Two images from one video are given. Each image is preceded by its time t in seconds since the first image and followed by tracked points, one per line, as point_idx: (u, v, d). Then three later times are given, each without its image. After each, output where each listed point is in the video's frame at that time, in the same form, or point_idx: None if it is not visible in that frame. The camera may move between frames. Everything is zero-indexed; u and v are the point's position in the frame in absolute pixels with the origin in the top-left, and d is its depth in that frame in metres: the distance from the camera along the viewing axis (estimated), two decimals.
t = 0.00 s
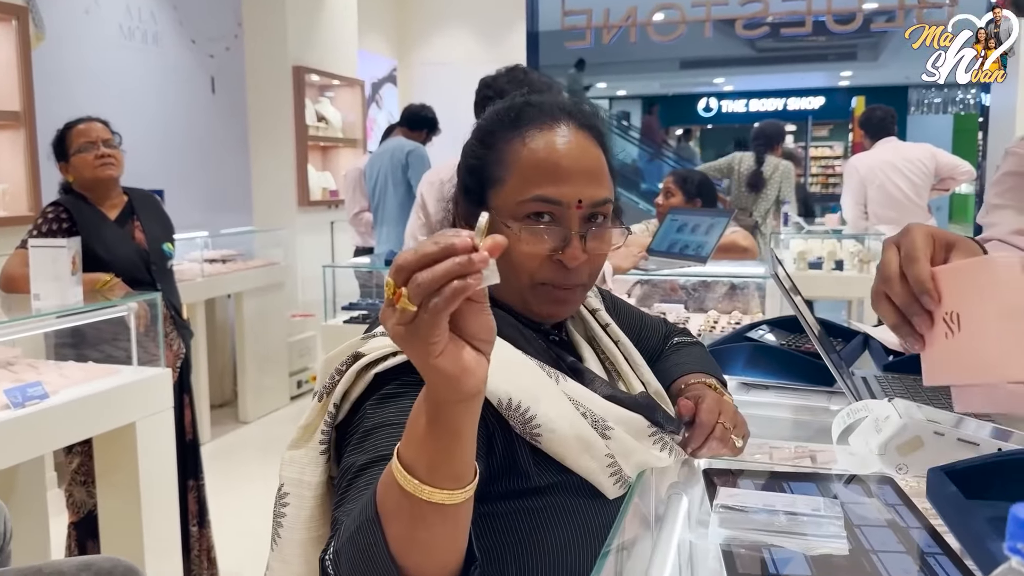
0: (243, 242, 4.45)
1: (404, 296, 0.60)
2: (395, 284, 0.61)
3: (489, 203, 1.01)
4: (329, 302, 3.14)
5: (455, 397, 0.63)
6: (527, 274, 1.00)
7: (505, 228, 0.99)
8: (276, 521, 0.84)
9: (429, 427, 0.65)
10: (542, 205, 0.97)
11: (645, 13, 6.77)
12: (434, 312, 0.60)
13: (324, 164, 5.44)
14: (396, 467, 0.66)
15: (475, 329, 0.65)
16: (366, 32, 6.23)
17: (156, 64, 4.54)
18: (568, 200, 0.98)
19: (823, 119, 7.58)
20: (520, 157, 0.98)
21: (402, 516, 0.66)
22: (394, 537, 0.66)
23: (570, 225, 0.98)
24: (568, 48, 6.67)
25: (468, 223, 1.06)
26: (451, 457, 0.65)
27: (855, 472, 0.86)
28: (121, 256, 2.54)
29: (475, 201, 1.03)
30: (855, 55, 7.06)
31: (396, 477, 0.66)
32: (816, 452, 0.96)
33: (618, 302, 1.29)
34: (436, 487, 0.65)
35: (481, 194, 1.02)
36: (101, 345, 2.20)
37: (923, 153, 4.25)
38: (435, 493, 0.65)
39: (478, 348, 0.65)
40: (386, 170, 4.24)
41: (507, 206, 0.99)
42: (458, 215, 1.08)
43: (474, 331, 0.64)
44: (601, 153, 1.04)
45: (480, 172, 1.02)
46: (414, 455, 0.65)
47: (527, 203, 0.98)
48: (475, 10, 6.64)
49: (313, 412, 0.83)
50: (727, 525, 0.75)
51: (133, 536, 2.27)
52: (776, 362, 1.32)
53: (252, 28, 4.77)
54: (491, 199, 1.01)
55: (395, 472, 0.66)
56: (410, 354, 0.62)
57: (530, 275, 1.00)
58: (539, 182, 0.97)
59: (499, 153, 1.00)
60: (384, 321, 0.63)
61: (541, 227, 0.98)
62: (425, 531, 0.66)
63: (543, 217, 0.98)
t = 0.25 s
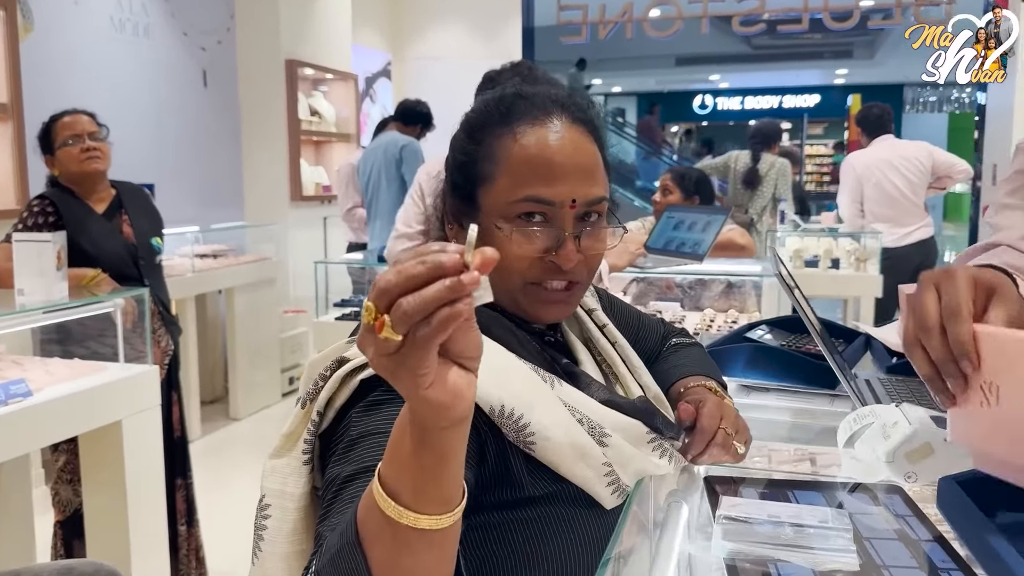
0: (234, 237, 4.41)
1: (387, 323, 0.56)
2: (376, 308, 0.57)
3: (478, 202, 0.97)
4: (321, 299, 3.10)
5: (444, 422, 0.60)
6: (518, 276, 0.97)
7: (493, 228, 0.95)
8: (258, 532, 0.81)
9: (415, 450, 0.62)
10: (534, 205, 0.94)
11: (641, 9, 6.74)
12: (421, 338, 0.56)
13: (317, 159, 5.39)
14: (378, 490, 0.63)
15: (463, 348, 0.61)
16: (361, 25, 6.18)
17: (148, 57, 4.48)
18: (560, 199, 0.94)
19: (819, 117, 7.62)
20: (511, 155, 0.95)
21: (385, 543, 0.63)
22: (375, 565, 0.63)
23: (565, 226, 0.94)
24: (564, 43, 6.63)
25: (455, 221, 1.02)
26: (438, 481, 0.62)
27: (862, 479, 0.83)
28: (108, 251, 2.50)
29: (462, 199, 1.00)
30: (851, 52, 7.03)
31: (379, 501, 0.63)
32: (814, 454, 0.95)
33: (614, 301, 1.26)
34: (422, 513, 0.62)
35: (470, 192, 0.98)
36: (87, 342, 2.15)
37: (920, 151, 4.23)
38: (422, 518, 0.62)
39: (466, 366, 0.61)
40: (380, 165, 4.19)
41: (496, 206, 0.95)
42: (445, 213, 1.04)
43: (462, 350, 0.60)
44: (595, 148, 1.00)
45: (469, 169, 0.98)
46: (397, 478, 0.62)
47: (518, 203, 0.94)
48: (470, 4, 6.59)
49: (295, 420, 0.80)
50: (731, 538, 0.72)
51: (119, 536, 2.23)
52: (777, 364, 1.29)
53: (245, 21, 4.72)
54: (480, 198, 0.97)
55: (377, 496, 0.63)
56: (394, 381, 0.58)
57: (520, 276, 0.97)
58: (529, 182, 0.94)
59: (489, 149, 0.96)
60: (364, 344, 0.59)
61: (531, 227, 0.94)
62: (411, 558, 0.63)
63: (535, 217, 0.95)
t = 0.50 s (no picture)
0: (225, 233, 4.36)
1: (382, 329, 0.53)
2: (368, 313, 0.54)
3: (472, 202, 0.94)
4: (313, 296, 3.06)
5: (443, 432, 0.57)
6: (519, 276, 0.95)
7: (489, 229, 0.93)
8: (245, 545, 0.77)
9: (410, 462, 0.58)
10: (532, 202, 0.91)
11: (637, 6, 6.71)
12: (420, 342, 0.53)
13: (309, 155, 5.35)
14: (369, 503, 0.60)
15: (462, 353, 0.58)
16: (354, 20, 6.13)
17: (138, 50, 4.43)
18: (559, 195, 0.92)
19: (813, 116, 7.68)
20: (504, 151, 0.91)
21: (378, 558, 0.60)
22: None
23: (565, 220, 0.93)
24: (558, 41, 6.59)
25: (446, 222, 0.99)
26: (436, 494, 0.59)
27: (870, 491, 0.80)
28: (96, 248, 2.46)
29: (455, 199, 0.96)
30: (846, 51, 7.03)
31: (369, 514, 0.59)
32: (815, 457, 0.95)
33: (615, 304, 1.23)
34: (417, 528, 0.59)
35: (464, 193, 0.95)
36: (74, 339, 2.11)
37: (916, 151, 4.21)
38: (417, 534, 0.59)
39: (465, 372, 0.58)
40: (374, 162, 4.15)
41: (491, 205, 0.93)
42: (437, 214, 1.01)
43: (461, 355, 0.57)
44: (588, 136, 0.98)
45: (461, 168, 0.95)
46: (390, 491, 0.59)
47: (516, 201, 0.91)
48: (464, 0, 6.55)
49: (285, 428, 0.77)
50: (741, 554, 0.69)
51: (106, 537, 2.19)
52: (779, 367, 1.26)
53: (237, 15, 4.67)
54: (474, 199, 0.94)
55: (368, 510, 0.59)
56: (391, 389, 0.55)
57: (520, 275, 0.95)
58: (525, 179, 0.91)
59: (481, 147, 0.93)
60: (355, 352, 0.55)
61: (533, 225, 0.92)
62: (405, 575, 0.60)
63: (535, 214, 0.92)
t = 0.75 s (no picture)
0: (216, 232, 4.32)
1: (375, 331, 0.49)
2: (358, 314, 0.50)
3: (465, 202, 0.91)
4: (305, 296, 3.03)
5: (440, 440, 0.54)
6: (518, 282, 0.92)
7: (483, 230, 0.90)
8: (230, 561, 0.75)
9: (405, 472, 0.55)
10: (526, 203, 0.88)
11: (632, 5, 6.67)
12: (415, 345, 0.50)
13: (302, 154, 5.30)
14: (362, 514, 0.56)
15: (458, 353, 0.55)
16: (348, 17, 6.09)
17: (128, 47, 4.38)
18: (555, 195, 0.89)
19: (807, 116, 7.71)
20: (498, 148, 0.88)
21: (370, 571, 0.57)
22: None
23: (559, 220, 0.90)
24: (553, 39, 6.55)
25: (438, 221, 0.97)
26: (431, 504, 0.56)
27: (874, 503, 0.78)
28: (84, 247, 2.42)
29: (447, 198, 0.94)
30: (840, 51, 7.03)
31: (360, 525, 0.56)
32: (814, 463, 0.99)
33: (611, 308, 1.20)
34: (411, 541, 0.56)
35: (456, 191, 0.92)
36: (61, 339, 2.08)
37: (911, 151, 4.20)
38: (411, 547, 0.56)
39: (460, 374, 0.56)
40: (367, 160, 4.12)
41: (484, 206, 0.90)
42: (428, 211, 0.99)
43: (456, 357, 0.55)
44: (586, 135, 0.95)
45: (453, 166, 0.92)
46: (382, 503, 0.56)
47: (510, 202, 0.88)
48: None
49: (273, 439, 0.74)
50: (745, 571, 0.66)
51: (91, 540, 2.15)
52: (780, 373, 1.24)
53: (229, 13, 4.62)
54: (468, 197, 0.91)
55: (359, 521, 0.56)
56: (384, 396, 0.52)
57: (521, 283, 0.92)
58: (520, 178, 0.88)
59: (473, 145, 0.90)
60: (344, 357, 0.52)
61: (528, 226, 0.89)
62: None
63: (530, 216, 0.89)
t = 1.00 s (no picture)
0: (206, 231, 4.29)
1: (346, 371, 0.48)
2: (329, 352, 0.49)
3: (468, 197, 0.91)
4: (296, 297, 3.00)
5: (420, 480, 0.52)
6: (529, 280, 0.91)
7: (489, 225, 0.89)
8: None
9: (382, 510, 0.54)
10: (534, 198, 0.88)
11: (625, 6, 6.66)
12: (390, 387, 0.48)
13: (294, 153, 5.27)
14: (337, 550, 0.55)
15: (443, 390, 0.53)
16: (340, 16, 6.06)
17: (118, 45, 4.34)
18: (564, 190, 0.89)
19: (800, 117, 7.66)
20: (505, 141, 0.88)
21: None
22: None
23: (566, 216, 0.90)
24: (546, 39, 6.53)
25: (435, 218, 0.96)
26: (408, 540, 0.54)
27: (872, 515, 0.77)
28: (70, 248, 2.39)
29: (447, 193, 0.93)
30: (832, 52, 7.04)
31: (335, 561, 0.55)
32: (809, 469, 0.96)
33: (605, 314, 1.20)
34: None
35: (458, 186, 0.91)
36: (47, 342, 2.05)
37: (904, 152, 4.19)
38: None
39: (443, 411, 0.53)
40: (359, 160, 4.09)
41: (490, 201, 0.89)
42: (424, 210, 0.97)
43: (441, 392, 0.52)
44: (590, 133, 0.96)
45: (455, 161, 0.92)
46: (360, 540, 0.54)
47: (517, 196, 0.88)
48: None
49: (256, 453, 0.73)
50: None
51: (77, 545, 2.12)
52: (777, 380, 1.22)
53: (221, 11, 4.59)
54: (470, 191, 0.90)
55: (334, 556, 0.55)
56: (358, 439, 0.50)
57: (530, 283, 0.91)
58: (527, 172, 0.88)
59: (476, 139, 0.90)
60: (315, 394, 0.50)
61: (535, 222, 0.89)
62: None
63: (538, 212, 0.89)
